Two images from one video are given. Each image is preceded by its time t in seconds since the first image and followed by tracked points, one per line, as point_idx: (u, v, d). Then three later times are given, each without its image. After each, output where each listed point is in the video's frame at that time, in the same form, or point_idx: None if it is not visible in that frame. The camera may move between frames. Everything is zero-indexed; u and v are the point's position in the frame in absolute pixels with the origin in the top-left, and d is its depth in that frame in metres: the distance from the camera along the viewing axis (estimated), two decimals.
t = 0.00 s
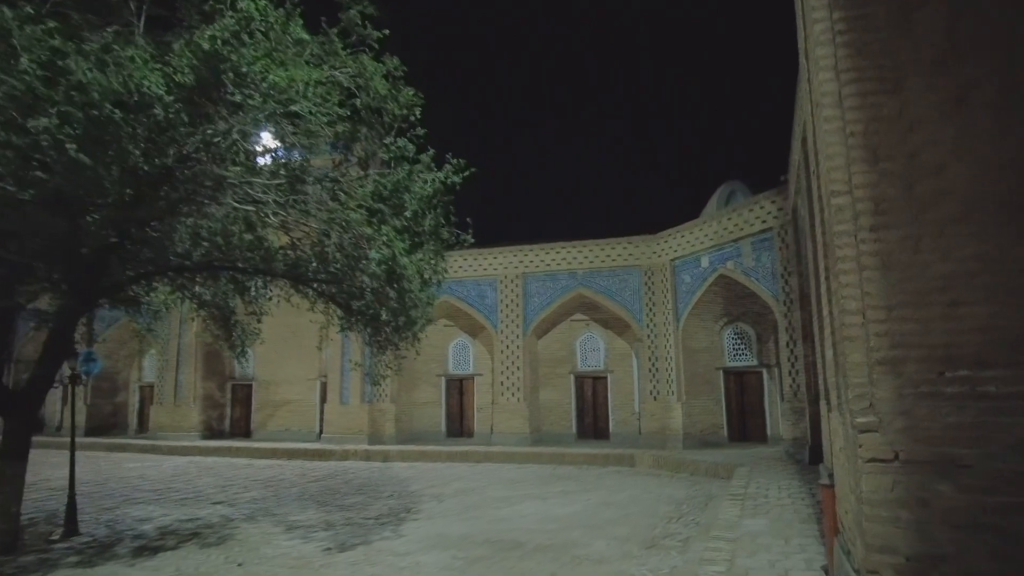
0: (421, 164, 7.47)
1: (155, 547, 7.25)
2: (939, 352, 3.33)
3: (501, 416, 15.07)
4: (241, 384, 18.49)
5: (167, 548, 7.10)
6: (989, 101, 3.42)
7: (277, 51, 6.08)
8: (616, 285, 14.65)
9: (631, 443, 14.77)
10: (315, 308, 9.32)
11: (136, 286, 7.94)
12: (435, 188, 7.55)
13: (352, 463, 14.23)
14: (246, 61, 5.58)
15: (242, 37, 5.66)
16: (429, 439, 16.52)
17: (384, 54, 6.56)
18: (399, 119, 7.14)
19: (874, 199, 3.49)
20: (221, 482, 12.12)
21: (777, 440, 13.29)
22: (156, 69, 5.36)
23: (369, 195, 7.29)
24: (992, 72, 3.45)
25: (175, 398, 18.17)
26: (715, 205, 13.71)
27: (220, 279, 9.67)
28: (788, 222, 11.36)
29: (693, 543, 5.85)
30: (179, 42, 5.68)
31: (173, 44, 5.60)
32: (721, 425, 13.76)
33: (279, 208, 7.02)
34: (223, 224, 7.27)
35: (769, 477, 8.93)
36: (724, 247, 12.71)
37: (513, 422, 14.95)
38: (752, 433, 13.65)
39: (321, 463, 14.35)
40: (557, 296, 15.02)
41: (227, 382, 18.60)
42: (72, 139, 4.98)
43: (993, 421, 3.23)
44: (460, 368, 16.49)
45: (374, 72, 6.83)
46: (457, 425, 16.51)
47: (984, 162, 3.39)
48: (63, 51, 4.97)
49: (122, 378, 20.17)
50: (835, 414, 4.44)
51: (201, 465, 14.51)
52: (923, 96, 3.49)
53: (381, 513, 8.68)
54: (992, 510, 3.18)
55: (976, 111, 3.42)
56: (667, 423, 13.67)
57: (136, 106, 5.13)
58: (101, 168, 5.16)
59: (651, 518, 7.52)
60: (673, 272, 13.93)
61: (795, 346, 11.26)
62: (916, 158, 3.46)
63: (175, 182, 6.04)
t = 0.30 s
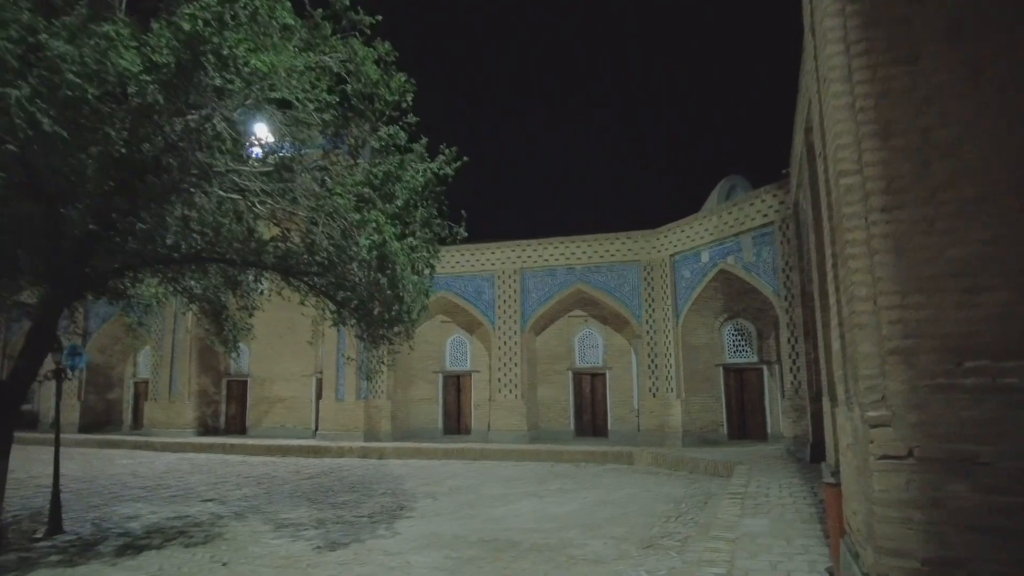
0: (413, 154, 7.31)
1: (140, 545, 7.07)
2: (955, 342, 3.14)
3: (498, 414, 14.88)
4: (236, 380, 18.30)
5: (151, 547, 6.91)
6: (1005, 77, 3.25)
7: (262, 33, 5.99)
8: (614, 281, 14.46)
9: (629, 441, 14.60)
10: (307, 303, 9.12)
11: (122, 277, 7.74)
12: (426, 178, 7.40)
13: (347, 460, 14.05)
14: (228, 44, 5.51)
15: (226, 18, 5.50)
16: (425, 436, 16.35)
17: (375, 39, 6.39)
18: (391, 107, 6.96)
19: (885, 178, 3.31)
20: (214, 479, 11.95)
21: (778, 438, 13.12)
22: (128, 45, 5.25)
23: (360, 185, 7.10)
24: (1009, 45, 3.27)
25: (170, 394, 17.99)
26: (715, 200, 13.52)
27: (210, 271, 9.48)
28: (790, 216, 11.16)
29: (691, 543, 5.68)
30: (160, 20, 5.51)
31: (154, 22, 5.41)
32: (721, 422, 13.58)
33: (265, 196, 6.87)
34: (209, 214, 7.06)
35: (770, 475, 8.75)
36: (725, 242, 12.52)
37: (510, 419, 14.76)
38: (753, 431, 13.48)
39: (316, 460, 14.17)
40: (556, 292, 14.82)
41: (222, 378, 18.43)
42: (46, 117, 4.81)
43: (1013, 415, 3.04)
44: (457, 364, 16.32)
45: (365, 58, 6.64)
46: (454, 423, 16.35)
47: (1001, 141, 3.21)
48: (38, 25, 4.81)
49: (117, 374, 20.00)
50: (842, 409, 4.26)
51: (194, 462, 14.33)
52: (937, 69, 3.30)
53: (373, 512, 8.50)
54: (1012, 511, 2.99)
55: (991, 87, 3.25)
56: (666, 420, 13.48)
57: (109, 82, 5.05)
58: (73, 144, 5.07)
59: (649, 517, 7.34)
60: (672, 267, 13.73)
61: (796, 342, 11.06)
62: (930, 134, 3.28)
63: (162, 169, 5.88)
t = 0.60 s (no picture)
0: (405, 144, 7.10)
1: (123, 546, 6.87)
2: (975, 337, 2.95)
3: (494, 410, 14.69)
4: (230, 376, 18.10)
5: (133, 548, 6.70)
6: None
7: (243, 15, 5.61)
8: (613, 276, 14.26)
9: (627, 437, 14.44)
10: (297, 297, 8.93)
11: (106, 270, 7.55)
12: (418, 170, 7.17)
13: (341, 457, 13.87)
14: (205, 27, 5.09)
15: None
16: (421, 433, 16.17)
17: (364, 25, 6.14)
18: (381, 96, 6.71)
19: (900, 161, 3.14)
20: (205, 475, 11.76)
21: (777, 436, 12.95)
22: (105, 27, 4.97)
23: (349, 175, 6.88)
24: None
25: (163, 390, 17.79)
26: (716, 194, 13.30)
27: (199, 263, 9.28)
28: (791, 210, 10.96)
29: (690, 543, 5.50)
30: None
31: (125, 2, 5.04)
32: (720, 419, 13.43)
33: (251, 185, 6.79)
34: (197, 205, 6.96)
35: (770, 474, 8.57)
36: (725, 236, 12.32)
37: (506, 415, 14.58)
38: (752, 428, 13.31)
39: (310, 457, 13.98)
40: (553, 287, 14.62)
41: (216, 373, 18.22)
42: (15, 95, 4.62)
43: None
44: (453, 360, 16.14)
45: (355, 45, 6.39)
46: (450, 419, 16.17)
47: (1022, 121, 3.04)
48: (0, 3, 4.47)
49: (110, 369, 19.81)
50: (850, 406, 4.07)
51: (185, 459, 14.13)
52: (953, 44, 3.13)
53: (365, 511, 8.30)
54: None
55: (1012, 64, 3.07)
56: (665, 417, 13.29)
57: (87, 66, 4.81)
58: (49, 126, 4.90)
59: (646, 517, 7.15)
60: (671, 263, 13.52)
61: (797, 339, 10.86)
62: (948, 113, 3.11)
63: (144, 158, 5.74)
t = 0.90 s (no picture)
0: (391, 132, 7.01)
1: (104, 546, 6.67)
2: (990, 327, 2.83)
3: (490, 407, 14.51)
4: (224, 372, 17.92)
5: (114, 549, 6.50)
6: None
7: None
8: (610, 271, 14.07)
9: (624, 434, 14.27)
10: (286, 291, 8.73)
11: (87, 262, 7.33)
12: (407, 159, 6.99)
13: (335, 454, 13.68)
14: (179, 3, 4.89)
15: None
16: (416, 430, 16.00)
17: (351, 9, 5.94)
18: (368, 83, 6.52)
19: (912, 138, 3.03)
20: (196, 473, 11.58)
21: (776, 433, 12.77)
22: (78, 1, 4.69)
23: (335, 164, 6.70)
24: None
25: (156, 386, 17.60)
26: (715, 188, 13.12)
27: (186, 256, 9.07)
28: (790, 203, 10.77)
29: (687, 544, 5.33)
30: None
31: None
32: (718, 416, 13.29)
33: (235, 174, 6.57)
34: (182, 196, 6.76)
35: (769, 471, 8.39)
36: (724, 230, 12.12)
37: (502, 412, 14.40)
38: (751, 425, 13.14)
39: (303, 454, 13.79)
40: (549, 282, 14.43)
41: (210, 370, 18.03)
42: None
43: None
44: (449, 357, 15.97)
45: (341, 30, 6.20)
46: (445, 416, 15.99)
47: None
48: None
49: (103, 366, 19.63)
50: (855, 402, 3.92)
51: (177, 456, 13.94)
52: (968, 20, 3.02)
53: (355, 509, 8.11)
54: None
55: None
56: (662, 414, 13.12)
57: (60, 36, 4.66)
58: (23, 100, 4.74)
59: (643, 516, 6.97)
60: (669, 257, 13.33)
61: (797, 334, 10.66)
62: (965, 87, 3.01)
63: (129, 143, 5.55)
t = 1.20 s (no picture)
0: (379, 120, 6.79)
1: (85, 550, 6.47)
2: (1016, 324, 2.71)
3: (487, 406, 14.30)
4: (219, 371, 17.74)
5: (95, 553, 6.31)
6: None
7: None
8: (608, 268, 13.86)
9: (622, 434, 14.08)
10: (276, 288, 8.53)
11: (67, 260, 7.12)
12: (394, 147, 6.77)
13: (329, 454, 13.48)
14: None
15: None
16: (412, 429, 15.81)
17: None
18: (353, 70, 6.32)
19: (928, 112, 2.91)
20: (186, 474, 11.39)
21: (777, 432, 12.58)
22: None
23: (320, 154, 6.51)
24: None
25: (148, 385, 17.40)
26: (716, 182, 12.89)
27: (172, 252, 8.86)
28: (791, 197, 10.56)
29: (685, 549, 5.14)
30: None
31: None
32: (717, 416, 13.09)
33: (215, 166, 6.48)
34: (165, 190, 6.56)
35: (769, 472, 8.19)
36: (723, 226, 11.92)
37: (498, 411, 14.19)
38: (751, 424, 12.94)
39: (296, 454, 13.59)
40: (546, 279, 14.23)
41: (204, 369, 17.83)
42: None
43: None
44: (445, 355, 15.78)
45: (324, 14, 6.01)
46: (442, 415, 15.81)
47: None
48: None
49: (96, 365, 19.47)
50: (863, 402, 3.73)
51: (169, 456, 13.76)
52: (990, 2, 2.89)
53: (345, 511, 7.91)
54: None
55: None
56: (661, 413, 12.92)
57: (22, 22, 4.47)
58: None
59: (640, 518, 6.79)
60: (668, 254, 13.12)
61: (797, 332, 10.45)
62: (993, 52, 2.88)
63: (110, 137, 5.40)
